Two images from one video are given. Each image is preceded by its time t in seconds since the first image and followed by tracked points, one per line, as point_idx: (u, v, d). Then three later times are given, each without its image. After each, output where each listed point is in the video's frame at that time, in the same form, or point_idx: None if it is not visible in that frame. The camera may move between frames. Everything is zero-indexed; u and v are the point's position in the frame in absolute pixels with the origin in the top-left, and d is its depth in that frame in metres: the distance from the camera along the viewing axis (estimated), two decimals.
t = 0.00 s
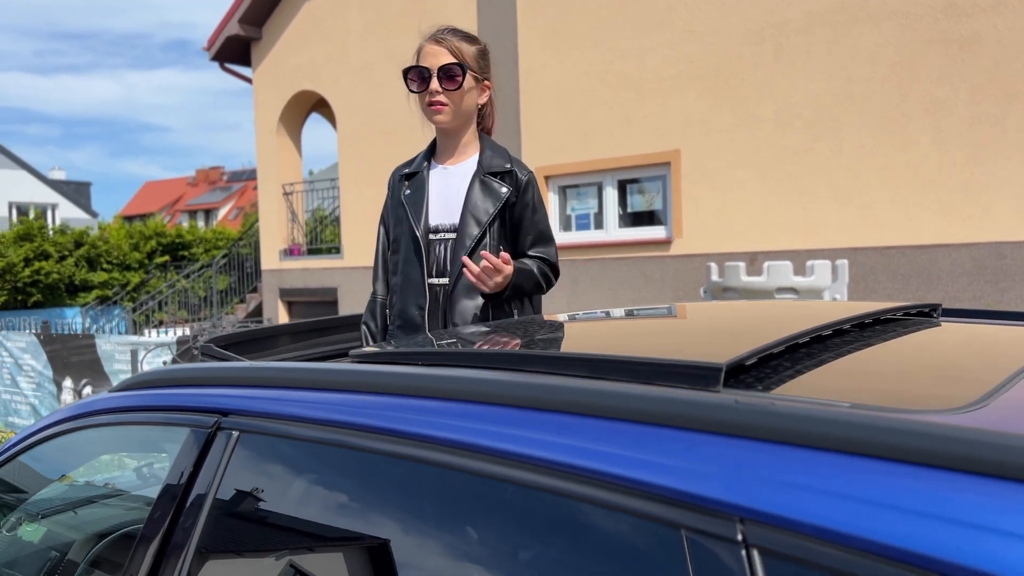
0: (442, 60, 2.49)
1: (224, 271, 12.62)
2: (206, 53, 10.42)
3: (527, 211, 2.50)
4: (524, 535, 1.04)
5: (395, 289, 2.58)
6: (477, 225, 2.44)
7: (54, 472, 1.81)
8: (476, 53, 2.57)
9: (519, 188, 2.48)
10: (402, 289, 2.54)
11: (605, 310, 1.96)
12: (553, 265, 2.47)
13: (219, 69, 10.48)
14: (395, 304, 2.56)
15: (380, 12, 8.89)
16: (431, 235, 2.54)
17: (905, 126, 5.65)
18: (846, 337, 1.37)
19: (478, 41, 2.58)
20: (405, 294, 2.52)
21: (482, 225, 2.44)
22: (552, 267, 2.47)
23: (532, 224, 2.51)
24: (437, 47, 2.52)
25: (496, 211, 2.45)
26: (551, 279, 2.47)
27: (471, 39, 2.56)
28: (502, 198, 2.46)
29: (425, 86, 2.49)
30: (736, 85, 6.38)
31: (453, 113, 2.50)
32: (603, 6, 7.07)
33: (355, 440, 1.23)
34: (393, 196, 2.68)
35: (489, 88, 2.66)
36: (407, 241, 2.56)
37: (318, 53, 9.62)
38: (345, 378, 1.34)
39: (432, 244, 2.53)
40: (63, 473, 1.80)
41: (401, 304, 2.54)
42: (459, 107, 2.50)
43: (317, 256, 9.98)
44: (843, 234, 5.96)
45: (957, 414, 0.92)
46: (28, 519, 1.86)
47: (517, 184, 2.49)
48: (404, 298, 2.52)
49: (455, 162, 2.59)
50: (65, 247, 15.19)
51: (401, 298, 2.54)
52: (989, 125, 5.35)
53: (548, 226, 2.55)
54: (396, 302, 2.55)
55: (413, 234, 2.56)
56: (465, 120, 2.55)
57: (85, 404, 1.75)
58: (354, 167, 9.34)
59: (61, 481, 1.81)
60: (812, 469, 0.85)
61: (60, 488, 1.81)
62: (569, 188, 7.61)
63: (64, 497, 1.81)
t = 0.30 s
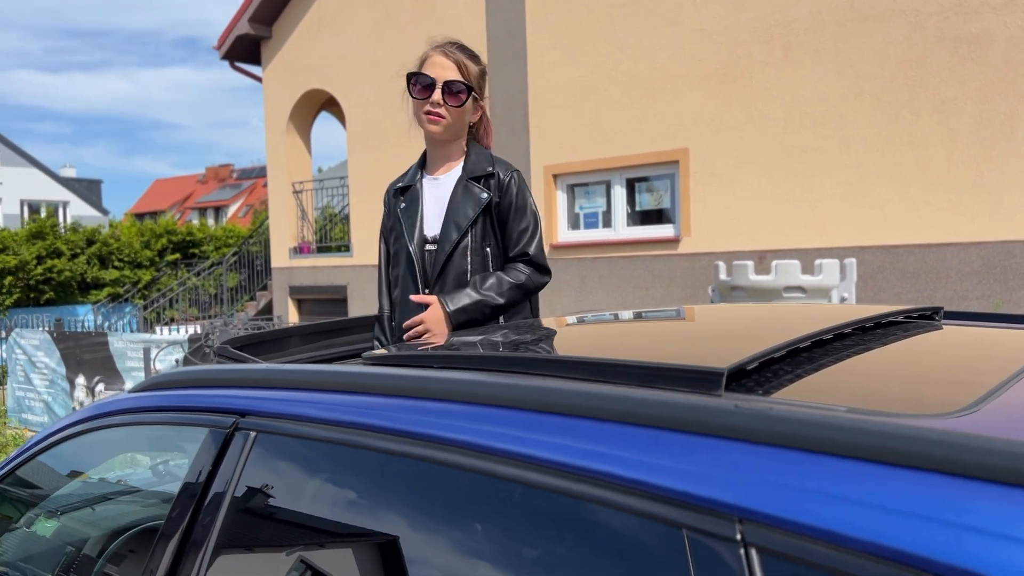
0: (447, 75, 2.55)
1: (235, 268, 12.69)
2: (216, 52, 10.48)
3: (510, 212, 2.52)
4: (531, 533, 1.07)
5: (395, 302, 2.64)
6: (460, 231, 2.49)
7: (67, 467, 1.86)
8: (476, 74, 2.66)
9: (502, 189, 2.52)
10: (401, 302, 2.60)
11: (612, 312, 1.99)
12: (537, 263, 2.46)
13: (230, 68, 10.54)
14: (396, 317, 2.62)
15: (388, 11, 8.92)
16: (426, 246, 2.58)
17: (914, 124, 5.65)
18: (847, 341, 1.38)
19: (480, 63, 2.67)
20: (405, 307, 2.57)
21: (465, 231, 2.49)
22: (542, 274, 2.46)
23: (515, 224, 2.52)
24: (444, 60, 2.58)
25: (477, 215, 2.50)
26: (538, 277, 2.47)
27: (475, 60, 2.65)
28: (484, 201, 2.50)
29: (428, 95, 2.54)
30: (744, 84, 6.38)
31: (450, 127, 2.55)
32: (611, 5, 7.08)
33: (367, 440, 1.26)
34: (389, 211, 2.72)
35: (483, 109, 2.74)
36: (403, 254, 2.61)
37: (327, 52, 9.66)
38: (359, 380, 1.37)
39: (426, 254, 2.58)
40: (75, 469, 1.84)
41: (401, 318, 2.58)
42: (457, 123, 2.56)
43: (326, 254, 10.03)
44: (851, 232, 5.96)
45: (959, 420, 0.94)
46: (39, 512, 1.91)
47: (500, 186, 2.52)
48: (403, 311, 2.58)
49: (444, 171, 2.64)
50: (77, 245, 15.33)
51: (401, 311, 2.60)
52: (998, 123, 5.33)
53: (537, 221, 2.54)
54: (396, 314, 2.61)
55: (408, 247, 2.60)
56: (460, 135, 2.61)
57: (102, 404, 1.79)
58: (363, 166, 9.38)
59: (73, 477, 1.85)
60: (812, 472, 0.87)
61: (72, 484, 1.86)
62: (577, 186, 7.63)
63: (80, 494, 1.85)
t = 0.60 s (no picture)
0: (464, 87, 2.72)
1: (245, 268, 12.78)
2: (227, 53, 10.56)
3: (531, 207, 2.82)
4: (529, 538, 1.10)
5: (430, 313, 2.66)
6: (506, 230, 2.71)
7: (81, 467, 1.91)
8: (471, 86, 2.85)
9: (525, 190, 2.80)
10: (445, 310, 2.64)
11: (621, 318, 2.04)
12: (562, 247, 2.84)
13: (240, 69, 10.62)
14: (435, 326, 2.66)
15: (398, 13, 8.97)
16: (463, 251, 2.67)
17: (922, 125, 5.65)
18: (832, 351, 1.41)
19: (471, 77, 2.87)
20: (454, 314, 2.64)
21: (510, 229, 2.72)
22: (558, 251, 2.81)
23: (533, 217, 2.83)
24: (454, 72, 2.74)
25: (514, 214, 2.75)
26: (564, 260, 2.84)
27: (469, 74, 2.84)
28: (516, 200, 2.76)
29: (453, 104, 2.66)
30: (752, 85, 6.40)
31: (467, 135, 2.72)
32: (619, 6, 7.10)
33: (372, 447, 1.30)
34: (398, 225, 2.67)
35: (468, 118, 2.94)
36: (440, 264, 2.65)
37: (337, 53, 9.72)
38: (366, 389, 1.41)
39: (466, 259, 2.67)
40: (89, 469, 1.89)
41: (448, 325, 2.65)
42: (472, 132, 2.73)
43: (336, 254, 10.09)
44: (859, 233, 5.97)
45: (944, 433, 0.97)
46: (54, 510, 1.96)
47: (522, 186, 2.80)
48: (451, 318, 2.64)
49: (460, 178, 2.78)
50: (90, 244, 15.48)
51: (444, 319, 2.65)
52: (1006, 124, 5.33)
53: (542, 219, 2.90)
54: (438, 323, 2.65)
55: (444, 256, 2.65)
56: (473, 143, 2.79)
57: (117, 408, 1.84)
58: (372, 166, 9.44)
59: (87, 477, 1.90)
60: (797, 484, 0.91)
61: (85, 484, 1.91)
62: (585, 187, 7.66)
63: (94, 494, 1.89)
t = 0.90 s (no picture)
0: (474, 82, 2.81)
1: (257, 267, 12.86)
2: (239, 53, 10.64)
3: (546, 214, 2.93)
4: (531, 535, 1.13)
5: (441, 305, 2.68)
6: (527, 233, 2.79)
7: (94, 463, 1.95)
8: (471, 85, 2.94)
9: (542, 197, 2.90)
10: (456, 304, 2.67)
11: (629, 318, 2.08)
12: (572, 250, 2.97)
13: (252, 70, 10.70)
14: (446, 319, 2.68)
15: (408, 13, 9.02)
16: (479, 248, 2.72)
17: (931, 125, 5.64)
18: (820, 353, 1.44)
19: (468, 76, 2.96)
20: (465, 307, 2.67)
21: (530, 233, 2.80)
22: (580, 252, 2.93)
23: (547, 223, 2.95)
24: (460, 71, 2.83)
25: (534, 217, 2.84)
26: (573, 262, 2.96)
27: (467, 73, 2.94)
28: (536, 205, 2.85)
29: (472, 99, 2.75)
30: (761, 85, 6.40)
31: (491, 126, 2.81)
32: (629, 6, 7.12)
33: (377, 446, 1.34)
34: (415, 217, 2.69)
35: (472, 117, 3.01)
36: (456, 258, 2.68)
37: (348, 54, 9.78)
38: (370, 388, 1.45)
39: (482, 255, 2.72)
40: (103, 466, 1.94)
41: (458, 319, 2.67)
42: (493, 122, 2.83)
43: (347, 253, 10.16)
44: (867, 233, 5.97)
45: (938, 437, 0.99)
46: (69, 505, 2.01)
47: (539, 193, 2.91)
48: (462, 312, 2.67)
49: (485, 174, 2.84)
50: (103, 243, 15.61)
51: (455, 313, 2.67)
52: (1015, 125, 5.32)
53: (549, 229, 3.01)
54: (448, 317, 2.67)
55: (461, 251, 2.68)
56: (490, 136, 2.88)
57: (130, 406, 1.89)
58: (382, 166, 9.49)
59: (100, 473, 1.95)
60: (786, 484, 0.94)
61: (99, 480, 1.96)
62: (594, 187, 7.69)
63: (108, 490, 1.94)
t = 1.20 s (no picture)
0: (482, 89, 2.83)
1: (266, 265, 12.91)
2: (248, 54, 10.71)
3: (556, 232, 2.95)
4: (530, 528, 1.16)
5: (441, 299, 2.74)
6: (535, 243, 2.80)
7: (104, 458, 2.00)
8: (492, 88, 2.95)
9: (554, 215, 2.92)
10: (455, 299, 2.72)
11: (635, 317, 2.10)
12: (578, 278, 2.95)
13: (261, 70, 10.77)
14: (444, 313, 2.73)
15: (416, 13, 9.06)
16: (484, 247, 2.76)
17: (936, 125, 5.65)
18: (805, 351, 1.49)
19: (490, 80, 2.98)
20: (462, 302, 2.72)
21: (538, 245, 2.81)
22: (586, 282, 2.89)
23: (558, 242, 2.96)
24: (472, 78, 2.86)
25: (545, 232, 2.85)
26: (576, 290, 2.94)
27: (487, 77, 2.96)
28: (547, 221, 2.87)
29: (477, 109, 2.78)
30: (767, 84, 6.41)
31: (501, 132, 2.82)
32: (635, 7, 7.14)
33: (382, 440, 1.37)
34: (427, 210, 2.77)
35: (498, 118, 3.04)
36: (461, 253, 2.73)
37: (356, 54, 9.83)
38: (373, 384, 1.48)
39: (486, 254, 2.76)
40: (113, 460, 1.99)
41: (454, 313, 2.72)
42: (504, 128, 2.84)
43: (355, 251, 10.22)
44: (873, 232, 5.97)
45: (934, 436, 1.01)
46: (79, 500, 2.06)
47: (553, 210, 2.93)
48: (461, 306, 2.72)
49: (497, 182, 2.88)
50: (114, 242, 15.72)
51: (453, 307, 2.72)
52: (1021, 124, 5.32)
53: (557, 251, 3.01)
54: (446, 310, 2.72)
55: (466, 247, 2.74)
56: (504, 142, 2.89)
57: (139, 401, 1.94)
58: (390, 165, 9.54)
59: (111, 468, 2.00)
60: (778, 478, 0.96)
61: (109, 474, 2.00)
62: (601, 186, 7.71)
63: (117, 484, 1.99)
